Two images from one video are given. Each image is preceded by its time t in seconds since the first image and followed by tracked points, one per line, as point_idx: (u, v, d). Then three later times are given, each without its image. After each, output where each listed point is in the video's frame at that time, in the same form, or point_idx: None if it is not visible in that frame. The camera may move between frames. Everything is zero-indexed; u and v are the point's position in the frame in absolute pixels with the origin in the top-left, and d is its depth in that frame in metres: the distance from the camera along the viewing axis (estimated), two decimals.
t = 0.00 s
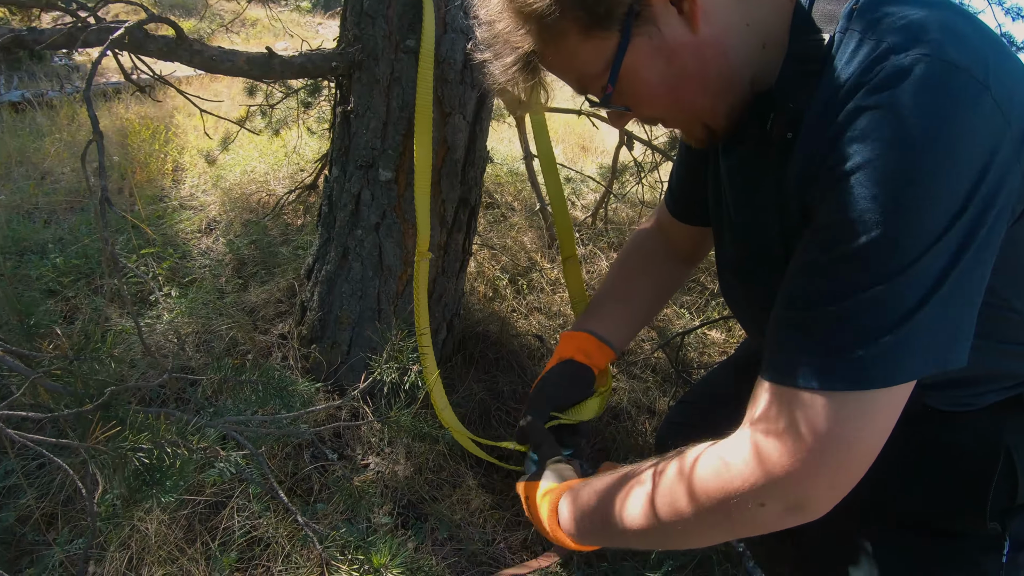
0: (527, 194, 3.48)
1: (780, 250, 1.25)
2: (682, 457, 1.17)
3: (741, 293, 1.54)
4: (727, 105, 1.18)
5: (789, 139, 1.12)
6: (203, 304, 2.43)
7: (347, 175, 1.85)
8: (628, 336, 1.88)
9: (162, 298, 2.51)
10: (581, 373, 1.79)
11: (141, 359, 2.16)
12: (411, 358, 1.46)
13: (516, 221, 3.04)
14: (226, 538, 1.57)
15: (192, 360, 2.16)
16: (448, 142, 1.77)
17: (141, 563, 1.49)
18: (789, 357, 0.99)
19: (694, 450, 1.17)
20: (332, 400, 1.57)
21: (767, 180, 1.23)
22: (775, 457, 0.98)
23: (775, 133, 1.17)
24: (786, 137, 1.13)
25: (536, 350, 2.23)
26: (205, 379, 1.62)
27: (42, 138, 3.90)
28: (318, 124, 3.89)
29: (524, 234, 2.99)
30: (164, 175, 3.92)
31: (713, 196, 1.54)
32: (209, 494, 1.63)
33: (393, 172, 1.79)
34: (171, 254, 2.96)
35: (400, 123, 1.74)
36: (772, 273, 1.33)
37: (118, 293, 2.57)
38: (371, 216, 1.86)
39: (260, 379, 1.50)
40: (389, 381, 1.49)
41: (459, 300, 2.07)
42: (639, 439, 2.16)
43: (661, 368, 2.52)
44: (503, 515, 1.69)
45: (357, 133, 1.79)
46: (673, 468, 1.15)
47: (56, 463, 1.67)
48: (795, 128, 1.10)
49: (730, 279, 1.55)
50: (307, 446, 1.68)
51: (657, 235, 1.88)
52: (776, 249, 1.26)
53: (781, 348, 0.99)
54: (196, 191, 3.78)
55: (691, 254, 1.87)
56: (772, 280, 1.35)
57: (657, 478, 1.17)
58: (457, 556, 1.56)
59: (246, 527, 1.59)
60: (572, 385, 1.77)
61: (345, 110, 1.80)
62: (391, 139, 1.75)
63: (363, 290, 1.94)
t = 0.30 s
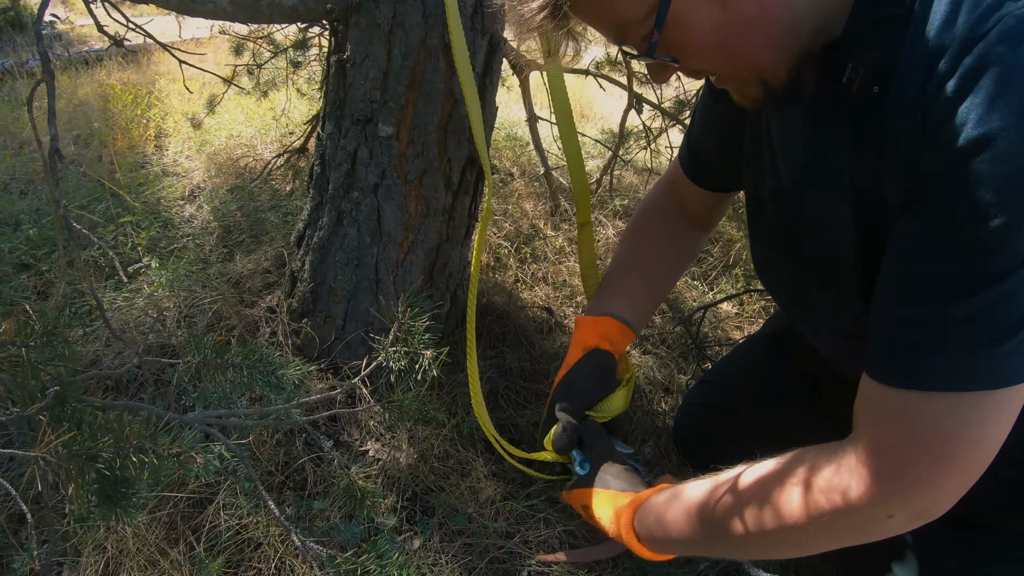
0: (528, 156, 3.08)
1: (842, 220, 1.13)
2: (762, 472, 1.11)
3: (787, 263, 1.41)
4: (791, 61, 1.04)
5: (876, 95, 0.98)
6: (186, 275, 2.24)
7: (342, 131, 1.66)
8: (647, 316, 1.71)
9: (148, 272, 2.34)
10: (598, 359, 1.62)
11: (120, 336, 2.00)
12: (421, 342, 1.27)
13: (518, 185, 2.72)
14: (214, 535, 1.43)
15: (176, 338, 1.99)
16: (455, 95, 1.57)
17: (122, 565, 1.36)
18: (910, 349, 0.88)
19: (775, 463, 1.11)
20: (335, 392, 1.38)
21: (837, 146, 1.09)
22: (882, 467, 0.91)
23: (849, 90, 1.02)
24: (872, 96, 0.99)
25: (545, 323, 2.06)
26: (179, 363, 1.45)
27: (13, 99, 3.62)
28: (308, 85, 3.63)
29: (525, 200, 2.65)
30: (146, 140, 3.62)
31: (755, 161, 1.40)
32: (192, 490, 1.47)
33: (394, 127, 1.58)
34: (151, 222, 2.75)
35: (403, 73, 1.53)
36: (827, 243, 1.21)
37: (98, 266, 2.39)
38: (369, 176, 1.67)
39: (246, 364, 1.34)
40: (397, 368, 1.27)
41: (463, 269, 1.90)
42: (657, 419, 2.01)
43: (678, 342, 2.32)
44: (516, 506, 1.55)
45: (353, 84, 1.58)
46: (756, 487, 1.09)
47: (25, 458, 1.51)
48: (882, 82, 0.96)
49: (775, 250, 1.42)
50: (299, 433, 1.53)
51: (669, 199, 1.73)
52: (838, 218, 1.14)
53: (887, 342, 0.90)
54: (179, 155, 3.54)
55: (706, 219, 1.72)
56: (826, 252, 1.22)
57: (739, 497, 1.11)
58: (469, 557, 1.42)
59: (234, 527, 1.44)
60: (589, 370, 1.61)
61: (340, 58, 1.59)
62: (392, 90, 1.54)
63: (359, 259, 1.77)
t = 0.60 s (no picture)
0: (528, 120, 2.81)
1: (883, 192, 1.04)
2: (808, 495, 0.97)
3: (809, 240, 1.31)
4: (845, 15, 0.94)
5: (954, 57, 0.89)
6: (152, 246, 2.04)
7: (314, 86, 1.47)
8: (652, 299, 1.57)
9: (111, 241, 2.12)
10: (595, 346, 1.49)
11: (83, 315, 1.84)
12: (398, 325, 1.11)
13: (506, 149, 2.50)
14: (178, 536, 1.32)
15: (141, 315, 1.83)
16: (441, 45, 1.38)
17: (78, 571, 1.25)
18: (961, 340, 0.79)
19: (818, 480, 0.98)
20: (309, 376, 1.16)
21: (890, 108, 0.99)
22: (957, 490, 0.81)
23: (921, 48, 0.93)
24: (948, 56, 0.89)
25: (538, 296, 1.91)
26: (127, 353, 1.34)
27: None
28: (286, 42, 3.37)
29: (516, 164, 2.45)
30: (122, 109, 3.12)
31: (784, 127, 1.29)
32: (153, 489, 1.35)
33: (372, 81, 1.40)
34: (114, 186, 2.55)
35: (382, 19, 1.33)
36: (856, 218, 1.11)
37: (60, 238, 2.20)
38: (345, 135, 1.49)
39: (201, 353, 1.27)
40: (373, 355, 1.12)
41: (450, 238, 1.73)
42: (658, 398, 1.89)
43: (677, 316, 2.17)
44: (508, 500, 1.46)
45: (326, 30, 1.38)
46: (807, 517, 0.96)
47: None
48: (963, 43, 0.87)
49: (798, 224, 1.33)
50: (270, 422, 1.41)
51: (683, 169, 1.57)
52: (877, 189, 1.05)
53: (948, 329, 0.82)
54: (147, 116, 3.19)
55: (722, 193, 1.57)
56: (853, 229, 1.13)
57: (787, 529, 0.99)
58: (455, 556, 1.33)
59: (200, 528, 1.32)
60: (585, 356, 1.47)
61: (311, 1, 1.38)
62: (370, 39, 1.35)
63: (335, 227, 1.60)
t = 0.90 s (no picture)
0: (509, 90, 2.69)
1: (914, 168, 0.97)
2: (834, 502, 0.91)
3: (822, 219, 1.23)
4: None
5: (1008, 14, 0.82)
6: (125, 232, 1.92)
7: (285, 53, 1.33)
8: (661, 278, 1.48)
9: (82, 229, 2.00)
10: (606, 329, 1.40)
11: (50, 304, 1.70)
12: (371, 317, 1.01)
13: (494, 122, 2.36)
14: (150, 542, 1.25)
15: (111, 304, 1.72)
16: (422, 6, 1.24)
17: None
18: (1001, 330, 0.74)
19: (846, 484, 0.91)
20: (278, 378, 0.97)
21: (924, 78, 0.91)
22: (994, 490, 0.76)
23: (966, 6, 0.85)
24: (1002, 13, 0.82)
25: (527, 275, 1.81)
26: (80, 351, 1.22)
27: None
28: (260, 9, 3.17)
29: (504, 137, 2.31)
30: (98, 92, 2.87)
31: (799, 98, 1.20)
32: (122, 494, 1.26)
33: (347, 46, 1.26)
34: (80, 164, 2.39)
35: None
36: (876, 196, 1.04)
37: (30, 226, 2.04)
38: (318, 107, 1.35)
39: (160, 349, 1.16)
40: (344, 351, 1.03)
41: (434, 215, 1.62)
42: (656, 380, 1.80)
43: (675, 293, 2.06)
44: (501, 495, 1.38)
45: None
46: (833, 525, 0.91)
47: None
48: None
49: (811, 202, 1.25)
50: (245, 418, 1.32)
51: (698, 144, 1.46)
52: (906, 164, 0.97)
53: (990, 317, 0.77)
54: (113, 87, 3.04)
55: (740, 169, 1.47)
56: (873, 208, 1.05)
57: (811, 537, 0.93)
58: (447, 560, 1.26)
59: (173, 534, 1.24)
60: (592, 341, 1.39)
61: None
62: None
63: (311, 206, 1.48)
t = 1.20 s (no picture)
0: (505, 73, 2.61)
1: (951, 159, 0.96)
2: (860, 516, 0.89)
3: (845, 210, 1.22)
4: None
5: None
6: (112, 228, 1.85)
7: (272, 37, 1.26)
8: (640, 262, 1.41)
9: (68, 226, 1.93)
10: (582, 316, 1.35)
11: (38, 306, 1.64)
12: (373, 331, 0.96)
13: (490, 107, 2.28)
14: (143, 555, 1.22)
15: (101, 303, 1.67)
16: None
17: None
18: None
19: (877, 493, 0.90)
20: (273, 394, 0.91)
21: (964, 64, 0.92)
22: None
23: None
24: None
25: (526, 265, 1.76)
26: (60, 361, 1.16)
27: None
28: None
29: (500, 123, 2.24)
30: (83, 82, 2.77)
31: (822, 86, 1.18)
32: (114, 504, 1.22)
33: (338, 29, 1.19)
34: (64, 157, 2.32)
35: None
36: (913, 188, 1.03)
37: (15, 223, 1.96)
38: (310, 94, 1.29)
39: (147, 356, 1.11)
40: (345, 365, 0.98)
41: (432, 204, 1.56)
42: (661, 370, 1.76)
43: (677, 281, 2.00)
44: (507, 496, 1.34)
45: None
46: (859, 539, 0.89)
47: None
48: None
49: (835, 193, 1.23)
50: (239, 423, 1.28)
51: (694, 124, 1.40)
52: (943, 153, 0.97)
53: None
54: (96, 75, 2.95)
55: (736, 153, 1.42)
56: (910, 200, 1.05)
57: (838, 550, 0.91)
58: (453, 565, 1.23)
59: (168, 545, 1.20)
60: (572, 332, 1.34)
61: None
62: None
63: (303, 198, 1.42)
